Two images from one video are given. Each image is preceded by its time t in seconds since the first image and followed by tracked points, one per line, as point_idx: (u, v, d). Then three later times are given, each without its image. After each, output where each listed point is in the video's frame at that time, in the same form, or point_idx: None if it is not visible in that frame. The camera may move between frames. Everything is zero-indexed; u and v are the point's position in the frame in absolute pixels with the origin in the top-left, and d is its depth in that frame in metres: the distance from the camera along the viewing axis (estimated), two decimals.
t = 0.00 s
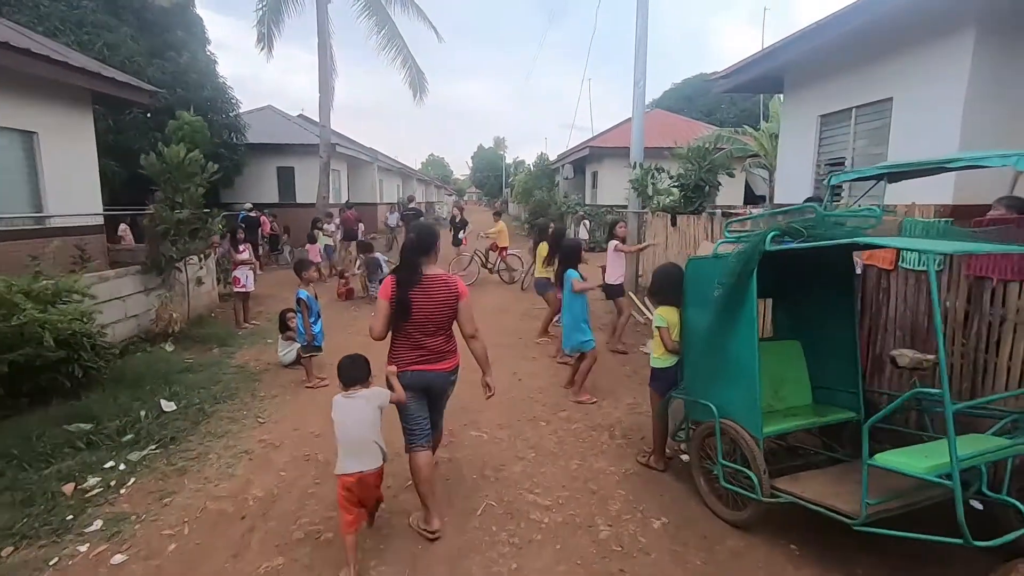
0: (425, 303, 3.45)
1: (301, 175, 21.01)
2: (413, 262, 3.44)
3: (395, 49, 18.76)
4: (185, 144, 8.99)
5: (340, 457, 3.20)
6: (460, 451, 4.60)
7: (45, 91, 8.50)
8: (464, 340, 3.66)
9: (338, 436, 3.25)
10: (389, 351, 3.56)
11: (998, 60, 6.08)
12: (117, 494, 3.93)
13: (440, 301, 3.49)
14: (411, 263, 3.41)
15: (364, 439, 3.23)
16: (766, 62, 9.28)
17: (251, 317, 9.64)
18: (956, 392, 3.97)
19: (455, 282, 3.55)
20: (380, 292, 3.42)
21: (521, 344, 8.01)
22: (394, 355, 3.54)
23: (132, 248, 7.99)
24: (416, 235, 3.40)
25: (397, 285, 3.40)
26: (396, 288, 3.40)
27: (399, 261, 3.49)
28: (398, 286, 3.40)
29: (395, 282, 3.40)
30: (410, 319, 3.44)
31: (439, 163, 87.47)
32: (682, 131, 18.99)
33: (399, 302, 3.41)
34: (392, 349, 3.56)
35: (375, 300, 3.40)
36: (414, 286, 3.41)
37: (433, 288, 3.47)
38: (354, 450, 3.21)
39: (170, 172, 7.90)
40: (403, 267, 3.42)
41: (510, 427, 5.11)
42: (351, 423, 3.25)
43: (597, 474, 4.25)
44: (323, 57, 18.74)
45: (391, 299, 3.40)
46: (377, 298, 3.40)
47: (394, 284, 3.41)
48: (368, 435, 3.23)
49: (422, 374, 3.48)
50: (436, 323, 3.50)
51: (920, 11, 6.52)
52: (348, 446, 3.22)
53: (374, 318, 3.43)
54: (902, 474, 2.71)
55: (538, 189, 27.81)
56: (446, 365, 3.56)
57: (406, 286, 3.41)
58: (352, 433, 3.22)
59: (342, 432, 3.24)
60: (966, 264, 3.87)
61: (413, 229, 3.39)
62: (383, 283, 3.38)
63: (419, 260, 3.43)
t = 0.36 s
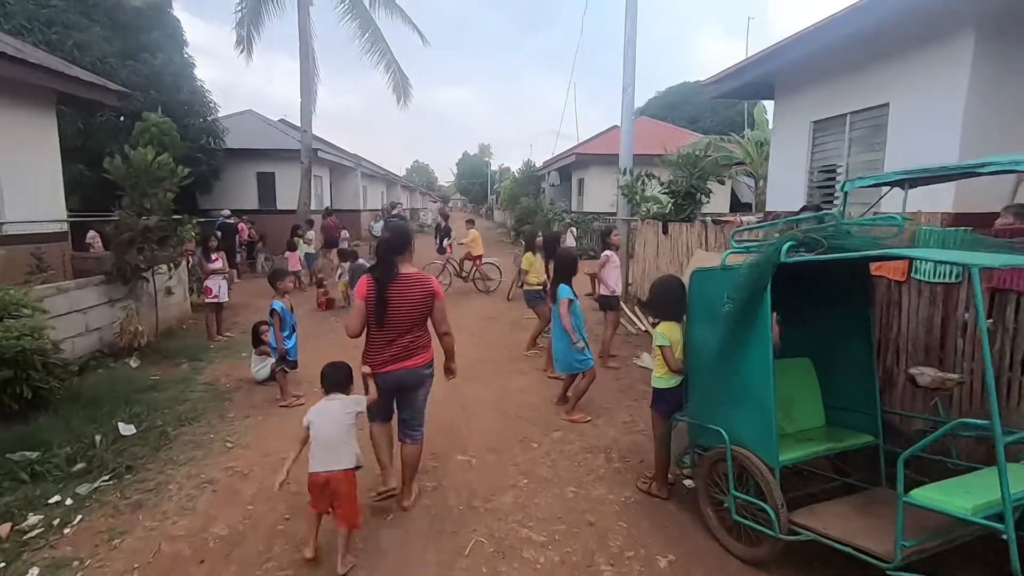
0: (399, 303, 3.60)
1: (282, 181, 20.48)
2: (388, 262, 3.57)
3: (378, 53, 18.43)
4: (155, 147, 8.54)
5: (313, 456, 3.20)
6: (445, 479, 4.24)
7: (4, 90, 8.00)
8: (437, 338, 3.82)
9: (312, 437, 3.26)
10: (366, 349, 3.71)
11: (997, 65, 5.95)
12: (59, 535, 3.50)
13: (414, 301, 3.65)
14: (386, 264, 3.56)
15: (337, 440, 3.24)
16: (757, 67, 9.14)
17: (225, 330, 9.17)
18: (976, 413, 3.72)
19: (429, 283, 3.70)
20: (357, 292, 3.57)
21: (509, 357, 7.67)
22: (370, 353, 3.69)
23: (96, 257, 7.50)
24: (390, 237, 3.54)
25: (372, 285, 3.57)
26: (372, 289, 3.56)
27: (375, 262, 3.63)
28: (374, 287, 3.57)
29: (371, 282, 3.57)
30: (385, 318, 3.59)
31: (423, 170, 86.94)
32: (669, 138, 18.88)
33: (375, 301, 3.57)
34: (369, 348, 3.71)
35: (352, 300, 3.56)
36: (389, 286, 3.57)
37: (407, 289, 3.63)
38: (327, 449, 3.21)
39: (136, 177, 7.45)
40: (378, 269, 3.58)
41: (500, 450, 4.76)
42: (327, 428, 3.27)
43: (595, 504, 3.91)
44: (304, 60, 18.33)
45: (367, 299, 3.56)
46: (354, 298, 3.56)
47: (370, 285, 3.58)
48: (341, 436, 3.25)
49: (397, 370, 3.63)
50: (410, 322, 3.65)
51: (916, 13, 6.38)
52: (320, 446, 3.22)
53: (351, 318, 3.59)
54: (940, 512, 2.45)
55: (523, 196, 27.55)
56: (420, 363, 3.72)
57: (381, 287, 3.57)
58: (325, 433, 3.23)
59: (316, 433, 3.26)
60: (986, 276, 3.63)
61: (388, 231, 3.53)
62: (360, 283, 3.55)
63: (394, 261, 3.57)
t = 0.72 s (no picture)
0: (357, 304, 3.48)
1: (253, 178, 19.75)
2: (346, 261, 3.46)
3: (354, 46, 17.85)
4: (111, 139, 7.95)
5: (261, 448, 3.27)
6: (426, 502, 3.88)
7: None
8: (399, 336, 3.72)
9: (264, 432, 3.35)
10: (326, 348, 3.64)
11: (993, 63, 5.82)
12: None
13: (373, 301, 3.52)
14: (343, 264, 3.44)
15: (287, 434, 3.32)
16: (744, 65, 8.95)
17: (189, 334, 8.62)
18: (992, 425, 3.52)
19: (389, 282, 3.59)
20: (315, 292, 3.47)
21: (492, 362, 7.31)
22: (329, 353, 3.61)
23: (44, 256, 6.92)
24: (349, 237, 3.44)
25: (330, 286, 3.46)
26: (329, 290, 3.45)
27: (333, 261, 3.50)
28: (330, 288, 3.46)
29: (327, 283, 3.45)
30: (342, 318, 3.48)
31: (400, 168, 85.93)
32: (650, 137, 18.72)
33: (331, 303, 3.47)
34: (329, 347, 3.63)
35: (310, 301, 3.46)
36: (346, 287, 3.46)
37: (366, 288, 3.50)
38: (276, 442, 3.28)
39: (88, 171, 6.89)
40: (335, 268, 3.46)
41: (484, 466, 4.41)
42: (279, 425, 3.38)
43: (591, 527, 3.59)
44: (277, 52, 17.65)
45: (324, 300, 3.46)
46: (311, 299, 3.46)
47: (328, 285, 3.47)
48: (292, 432, 3.33)
49: (354, 370, 3.55)
50: (369, 322, 3.53)
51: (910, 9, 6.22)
52: (271, 440, 3.29)
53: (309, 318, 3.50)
54: (982, 546, 2.20)
55: (503, 194, 27.21)
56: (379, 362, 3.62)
57: (338, 287, 3.46)
58: (277, 427, 3.33)
59: (267, 428, 3.35)
60: (1006, 280, 3.41)
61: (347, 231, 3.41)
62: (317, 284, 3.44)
63: (352, 260, 3.45)
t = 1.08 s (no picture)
0: (302, 292, 3.68)
1: (213, 173, 18.92)
2: (293, 253, 3.70)
3: (320, 37, 17.23)
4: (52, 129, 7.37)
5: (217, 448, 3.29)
6: (397, 523, 3.59)
7: None
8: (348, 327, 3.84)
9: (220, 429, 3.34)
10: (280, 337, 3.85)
11: (968, 62, 5.81)
12: None
13: (317, 290, 3.70)
14: (288, 254, 3.67)
15: (243, 433, 3.34)
16: (719, 61, 8.87)
17: (140, 339, 8.08)
18: (983, 431, 3.40)
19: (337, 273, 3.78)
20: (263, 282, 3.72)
21: (465, 365, 7.04)
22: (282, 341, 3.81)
23: None
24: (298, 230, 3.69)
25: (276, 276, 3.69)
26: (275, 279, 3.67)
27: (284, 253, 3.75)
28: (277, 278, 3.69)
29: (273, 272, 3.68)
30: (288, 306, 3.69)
31: (369, 163, 84.45)
32: (623, 134, 18.64)
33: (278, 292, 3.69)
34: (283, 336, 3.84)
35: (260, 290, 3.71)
36: (290, 275, 3.67)
37: (310, 277, 3.69)
38: (231, 441, 3.31)
39: (24, 163, 6.33)
40: (282, 258, 3.69)
41: (459, 481, 4.14)
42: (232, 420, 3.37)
43: (573, 546, 3.37)
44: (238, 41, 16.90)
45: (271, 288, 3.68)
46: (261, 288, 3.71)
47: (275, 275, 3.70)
48: (246, 431, 3.35)
49: (302, 356, 3.71)
50: (313, 310, 3.69)
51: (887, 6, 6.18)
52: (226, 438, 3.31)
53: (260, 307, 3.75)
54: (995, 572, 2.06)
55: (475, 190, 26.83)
56: (325, 350, 3.75)
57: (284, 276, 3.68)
58: (233, 425, 3.33)
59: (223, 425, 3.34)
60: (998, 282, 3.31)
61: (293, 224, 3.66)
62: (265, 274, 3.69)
63: (298, 251, 3.70)
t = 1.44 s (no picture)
0: (280, 295, 3.56)
1: (177, 173, 18.13)
2: (270, 257, 3.56)
3: (288, 32, 16.65)
4: None
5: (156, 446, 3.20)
6: (373, 556, 3.28)
7: None
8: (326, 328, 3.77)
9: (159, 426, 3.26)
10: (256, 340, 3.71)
11: (953, 62, 5.74)
12: None
13: (296, 293, 3.59)
14: (266, 257, 3.53)
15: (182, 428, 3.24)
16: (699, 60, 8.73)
17: (93, 351, 7.54)
18: (992, 441, 3.24)
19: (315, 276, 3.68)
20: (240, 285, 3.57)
21: (444, 374, 6.73)
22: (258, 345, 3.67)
23: None
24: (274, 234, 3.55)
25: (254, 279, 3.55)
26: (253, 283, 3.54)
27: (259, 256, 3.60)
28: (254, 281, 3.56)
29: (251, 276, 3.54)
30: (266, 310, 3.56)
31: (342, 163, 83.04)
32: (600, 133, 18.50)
33: (255, 296, 3.55)
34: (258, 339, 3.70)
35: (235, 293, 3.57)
36: (268, 279, 3.54)
37: (289, 280, 3.58)
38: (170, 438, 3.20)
39: None
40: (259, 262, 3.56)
41: (440, 504, 3.84)
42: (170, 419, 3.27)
43: None
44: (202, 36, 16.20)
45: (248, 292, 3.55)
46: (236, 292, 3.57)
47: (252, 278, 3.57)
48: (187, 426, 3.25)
49: (280, 359, 3.59)
50: (292, 313, 3.59)
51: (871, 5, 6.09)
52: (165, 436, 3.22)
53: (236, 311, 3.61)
54: None
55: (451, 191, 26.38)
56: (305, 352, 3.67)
57: (262, 279, 3.54)
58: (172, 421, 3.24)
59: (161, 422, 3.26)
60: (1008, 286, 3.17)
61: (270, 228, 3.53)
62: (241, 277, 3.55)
63: (276, 254, 3.56)
